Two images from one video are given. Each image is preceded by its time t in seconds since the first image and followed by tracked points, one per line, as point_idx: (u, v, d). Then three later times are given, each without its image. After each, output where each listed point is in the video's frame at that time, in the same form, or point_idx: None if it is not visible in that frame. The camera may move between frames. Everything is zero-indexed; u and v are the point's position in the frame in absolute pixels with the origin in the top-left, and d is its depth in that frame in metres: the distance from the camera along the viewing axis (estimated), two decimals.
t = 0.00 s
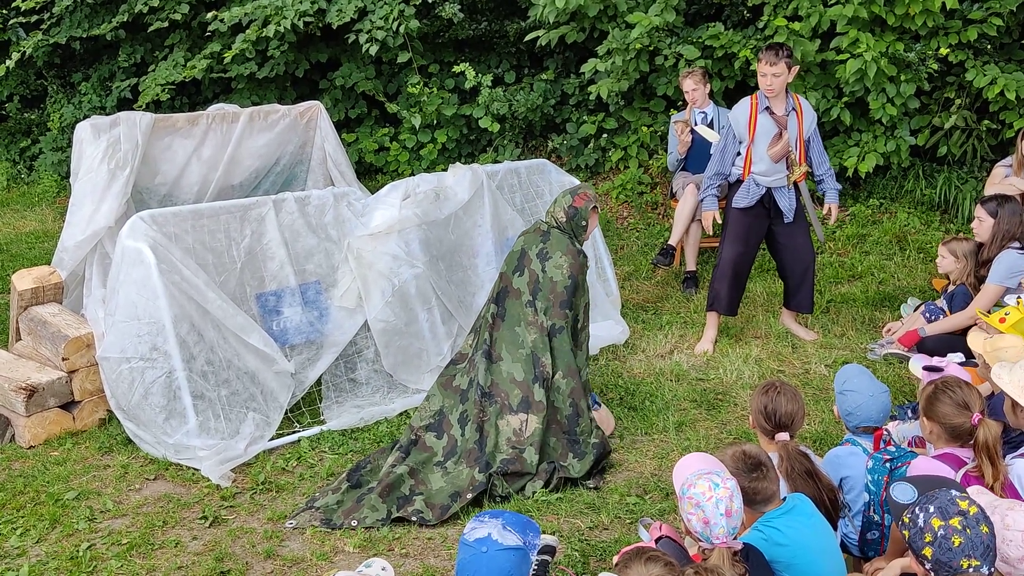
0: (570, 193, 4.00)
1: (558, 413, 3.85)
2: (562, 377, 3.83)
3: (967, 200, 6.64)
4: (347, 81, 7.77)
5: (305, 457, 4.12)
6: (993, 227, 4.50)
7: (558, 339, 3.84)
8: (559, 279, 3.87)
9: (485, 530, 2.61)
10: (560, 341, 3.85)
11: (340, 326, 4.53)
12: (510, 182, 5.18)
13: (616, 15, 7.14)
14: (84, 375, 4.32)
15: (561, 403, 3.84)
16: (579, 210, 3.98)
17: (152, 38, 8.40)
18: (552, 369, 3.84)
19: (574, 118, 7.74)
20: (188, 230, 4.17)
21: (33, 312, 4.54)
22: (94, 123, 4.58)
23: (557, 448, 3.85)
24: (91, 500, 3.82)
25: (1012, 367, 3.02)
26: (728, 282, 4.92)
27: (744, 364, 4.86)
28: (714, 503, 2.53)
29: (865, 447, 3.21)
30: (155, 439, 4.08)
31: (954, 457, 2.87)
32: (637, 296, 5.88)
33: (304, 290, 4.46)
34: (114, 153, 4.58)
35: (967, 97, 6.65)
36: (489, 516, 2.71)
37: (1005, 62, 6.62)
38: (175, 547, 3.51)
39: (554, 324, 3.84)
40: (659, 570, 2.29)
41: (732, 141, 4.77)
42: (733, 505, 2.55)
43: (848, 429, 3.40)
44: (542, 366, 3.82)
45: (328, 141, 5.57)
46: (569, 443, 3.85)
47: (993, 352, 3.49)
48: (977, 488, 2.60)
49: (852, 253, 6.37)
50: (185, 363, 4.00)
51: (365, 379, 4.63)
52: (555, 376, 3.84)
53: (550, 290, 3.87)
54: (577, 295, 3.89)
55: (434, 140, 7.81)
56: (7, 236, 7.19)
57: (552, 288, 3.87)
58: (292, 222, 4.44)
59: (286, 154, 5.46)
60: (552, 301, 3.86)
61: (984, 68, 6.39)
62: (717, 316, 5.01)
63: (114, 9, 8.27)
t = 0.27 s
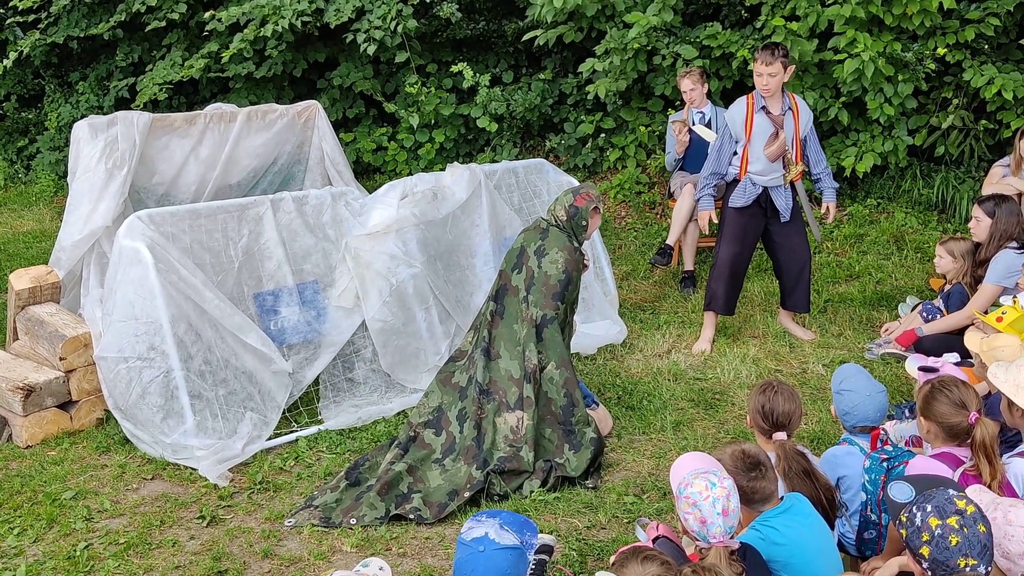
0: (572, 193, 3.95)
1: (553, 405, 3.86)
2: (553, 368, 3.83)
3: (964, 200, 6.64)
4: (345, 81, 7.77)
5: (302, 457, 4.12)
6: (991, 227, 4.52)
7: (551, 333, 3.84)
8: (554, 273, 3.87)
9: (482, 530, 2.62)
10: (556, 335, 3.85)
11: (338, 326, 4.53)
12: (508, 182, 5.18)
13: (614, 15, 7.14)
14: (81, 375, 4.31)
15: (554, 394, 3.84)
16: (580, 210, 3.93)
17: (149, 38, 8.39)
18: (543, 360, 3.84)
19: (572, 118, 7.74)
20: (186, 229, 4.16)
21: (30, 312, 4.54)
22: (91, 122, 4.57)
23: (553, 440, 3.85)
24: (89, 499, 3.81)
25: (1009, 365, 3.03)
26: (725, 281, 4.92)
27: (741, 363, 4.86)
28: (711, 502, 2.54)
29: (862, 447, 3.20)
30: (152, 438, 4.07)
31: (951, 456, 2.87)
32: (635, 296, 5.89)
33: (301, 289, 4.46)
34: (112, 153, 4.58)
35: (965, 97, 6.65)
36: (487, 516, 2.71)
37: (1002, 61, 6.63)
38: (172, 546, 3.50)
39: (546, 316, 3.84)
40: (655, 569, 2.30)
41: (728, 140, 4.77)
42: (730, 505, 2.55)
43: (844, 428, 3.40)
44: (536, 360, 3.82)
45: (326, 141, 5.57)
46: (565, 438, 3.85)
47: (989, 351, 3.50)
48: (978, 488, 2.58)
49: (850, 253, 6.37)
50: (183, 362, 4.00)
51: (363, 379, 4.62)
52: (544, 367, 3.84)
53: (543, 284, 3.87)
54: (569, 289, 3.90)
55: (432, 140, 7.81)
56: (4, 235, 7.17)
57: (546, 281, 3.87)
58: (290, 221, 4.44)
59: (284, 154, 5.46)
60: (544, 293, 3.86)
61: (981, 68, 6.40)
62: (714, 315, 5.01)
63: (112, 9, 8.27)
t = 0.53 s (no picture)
0: (567, 192, 3.96)
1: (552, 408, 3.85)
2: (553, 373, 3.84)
3: (961, 199, 6.65)
4: (342, 80, 7.76)
5: (299, 457, 4.11)
6: (988, 227, 4.53)
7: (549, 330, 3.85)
8: (550, 273, 3.87)
9: (479, 530, 2.61)
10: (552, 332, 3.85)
11: (335, 325, 4.53)
12: (505, 182, 5.18)
13: (611, 14, 7.14)
14: (78, 375, 4.30)
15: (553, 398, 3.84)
16: (575, 209, 3.93)
17: (146, 37, 8.38)
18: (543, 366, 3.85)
19: (569, 117, 7.75)
20: (182, 229, 4.16)
21: (27, 312, 4.53)
22: (88, 122, 4.57)
23: (552, 443, 3.85)
24: (85, 499, 3.81)
25: (1006, 364, 3.05)
26: (722, 280, 4.93)
27: (739, 363, 4.87)
28: (708, 501, 2.54)
29: (860, 446, 3.20)
30: (149, 438, 4.07)
31: (949, 454, 2.87)
32: (633, 295, 5.89)
33: (298, 289, 4.46)
34: (108, 152, 4.57)
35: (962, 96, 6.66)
36: (484, 515, 2.70)
37: (999, 61, 6.64)
38: (169, 546, 3.50)
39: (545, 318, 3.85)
40: (652, 568, 2.30)
41: (724, 139, 4.80)
42: (727, 504, 2.55)
43: (842, 428, 3.39)
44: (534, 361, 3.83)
45: (324, 140, 5.56)
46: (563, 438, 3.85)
47: (987, 351, 3.53)
48: (976, 488, 2.60)
49: (847, 252, 6.38)
50: (180, 362, 3.99)
51: (360, 378, 4.62)
52: (544, 373, 3.85)
53: (539, 284, 3.88)
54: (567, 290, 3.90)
55: (430, 139, 7.81)
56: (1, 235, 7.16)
57: (542, 282, 3.87)
58: (287, 221, 4.44)
59: (281, 153, 5.45)
60: (542, 295, 3.87)
61: (978, 67, 6.41)
62: (710, 315, 5.01)
63: (109, 8, 8.26)
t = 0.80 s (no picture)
0: (550, 186, 3.99)
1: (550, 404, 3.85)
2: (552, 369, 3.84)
3: (959, 198, 6.65)
4: (340, 80, 7.76)
5: (298, 456, 4.11)
6: (986, 226, 4.52)
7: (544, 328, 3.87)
8: (542, 270, 3.86)
9: (478, 530, 2.61)
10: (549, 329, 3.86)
11: (333, 325, 4.53)
12: (503, 181, 5.19)
13: (609, 14, 7.14)
14: (76, 375, 4.30)
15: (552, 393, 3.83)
16: (558, 203, 3.96)
17: (144, 37, 8.37)
18: (541, 363, 3.85)
19: (567, 117, 7.75)
20: (180, 229, 4.16)
21: (25, 311, 4.52)
22: (86, 121, 4.56)
23: (551, 439, 3.84)
24: (83, 499, 3.81)
25: (1005, 363, 3.06)
26: (720, 279, 4.93)
27: (737, 362, 4.87)
28: (706, 500, 2.54)
29: (858, 446, 3.20)
30: (147, 438, 4.07)
31: (950, 451, 2.85)
32: (631, 294, 5.89)
33: (296, 289, 4.46)
34: (106, 152, 4.57)
35: (960, 96, 6.67)
36: (483, 515, 2.70)
37: (997, 61, 6.64)
38: (168, 546, 3.50)
39: (540, 317, 3.86)
40: (650, 568, 2.30)
41: (721, 140, 4.77)
42: (725, 502, 2.56)
43: (840, 428, 3.39)
44: (531, 356, 3.83)
45: (322, 140, 5.56)
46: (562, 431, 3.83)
47: (985, 350, 3.47)
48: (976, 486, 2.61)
49: (845, 252, 6.38)
50: (178, 362, 3.99)
51: (359, 378, 4.62)
52: (541, 370, 3.85)
53: (532, 282, 3.87)
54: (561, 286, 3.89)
55: (428, 139, 7.81)
56: None
57: (535, 280, 3.87)
58: (285, 221, 4.44)
59: (279, 153, 5.45)
60: (536, 294, 3.86)
61: (976, 67, 6.41)
62: (709, 315, 5.01)
63: (107, 7, 8.26)
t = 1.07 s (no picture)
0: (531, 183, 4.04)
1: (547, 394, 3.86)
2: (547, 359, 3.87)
3: (958, 198, 6.66)
4: (339, 79, 7.76)
5: (296, 456, 4.11)
6: (984, 225, 4.54)
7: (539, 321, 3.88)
8: (536, 264, 3.89)
9: (477, 529, 2.60)
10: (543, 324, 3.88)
11: (332, 325, 4.53)
12: (501, 181, 5.19)
13: (608, 13, 7.13)
14: (75, 374, 4.30)
15: (551, 383, 3.86)
16: (540, 199, 4.02)
17: (143, 36, 8.37)
18: (536, 355, 3.87)
19: (566, 116, 7.75)
20: (179, 228, 4.15)
21: (23, 311, 4.52)
22: (84, 121, 4.55)
23: (550, 430, 3.87)
24: (82, 499, 3.80)
25: (1006, 362, 3.07)
26: (719, 279, 4.93)
27: (736, 362, 4.87)
28: (705, 496, 2.55)
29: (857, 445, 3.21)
30: (145, 437, 4.06)
31: (951, 447, 2.85)
32: (630, 294, 5.89)
33: (295, 288, 4.46)
34: (105, 151, 4.56)
35: (958, 96, 6.68)
36: (482, 514, 2.70)
37: (995, 60, 6.65)
38: (166, 545, 3.50)
39: (536, 310, 3.89)
40: (649, 567, 2.30)
41: (715, 140, 4.76)
42: (724, 499, 2.56)
43: (838, 427, 3.39)
44: (530, 347, 3.84)
45: (320, 139, 5.56)
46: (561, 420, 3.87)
47: (984, 350, 3.46)
48: (977, 485, 2.62)
49: (843, 251, 6.39)
50: (176, 361, 3.98)
51: (357, 378, 4.61)
52: (538, 361, 3.87)
53: (528, 276, 3.89)
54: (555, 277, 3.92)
55: (427, 138, 7.81)
56: None
57: (530, 273, 3.89)
58: (283, 220, 4.43)
59: (278, 152, 5.45)
60: (531, 288, 3.89)
61: (974, 66, 6.42)
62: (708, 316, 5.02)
63: (105, 7, 8.25)
